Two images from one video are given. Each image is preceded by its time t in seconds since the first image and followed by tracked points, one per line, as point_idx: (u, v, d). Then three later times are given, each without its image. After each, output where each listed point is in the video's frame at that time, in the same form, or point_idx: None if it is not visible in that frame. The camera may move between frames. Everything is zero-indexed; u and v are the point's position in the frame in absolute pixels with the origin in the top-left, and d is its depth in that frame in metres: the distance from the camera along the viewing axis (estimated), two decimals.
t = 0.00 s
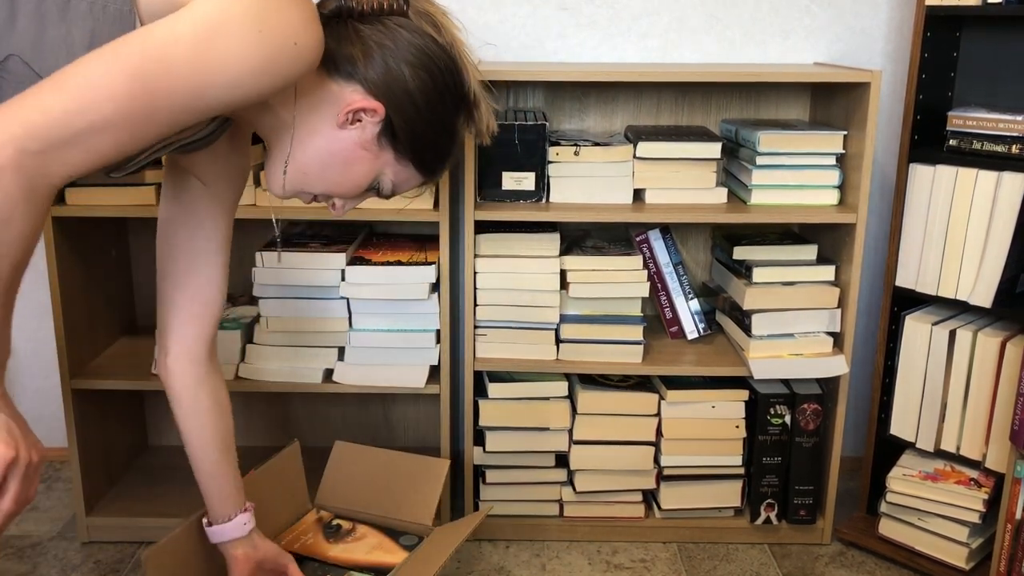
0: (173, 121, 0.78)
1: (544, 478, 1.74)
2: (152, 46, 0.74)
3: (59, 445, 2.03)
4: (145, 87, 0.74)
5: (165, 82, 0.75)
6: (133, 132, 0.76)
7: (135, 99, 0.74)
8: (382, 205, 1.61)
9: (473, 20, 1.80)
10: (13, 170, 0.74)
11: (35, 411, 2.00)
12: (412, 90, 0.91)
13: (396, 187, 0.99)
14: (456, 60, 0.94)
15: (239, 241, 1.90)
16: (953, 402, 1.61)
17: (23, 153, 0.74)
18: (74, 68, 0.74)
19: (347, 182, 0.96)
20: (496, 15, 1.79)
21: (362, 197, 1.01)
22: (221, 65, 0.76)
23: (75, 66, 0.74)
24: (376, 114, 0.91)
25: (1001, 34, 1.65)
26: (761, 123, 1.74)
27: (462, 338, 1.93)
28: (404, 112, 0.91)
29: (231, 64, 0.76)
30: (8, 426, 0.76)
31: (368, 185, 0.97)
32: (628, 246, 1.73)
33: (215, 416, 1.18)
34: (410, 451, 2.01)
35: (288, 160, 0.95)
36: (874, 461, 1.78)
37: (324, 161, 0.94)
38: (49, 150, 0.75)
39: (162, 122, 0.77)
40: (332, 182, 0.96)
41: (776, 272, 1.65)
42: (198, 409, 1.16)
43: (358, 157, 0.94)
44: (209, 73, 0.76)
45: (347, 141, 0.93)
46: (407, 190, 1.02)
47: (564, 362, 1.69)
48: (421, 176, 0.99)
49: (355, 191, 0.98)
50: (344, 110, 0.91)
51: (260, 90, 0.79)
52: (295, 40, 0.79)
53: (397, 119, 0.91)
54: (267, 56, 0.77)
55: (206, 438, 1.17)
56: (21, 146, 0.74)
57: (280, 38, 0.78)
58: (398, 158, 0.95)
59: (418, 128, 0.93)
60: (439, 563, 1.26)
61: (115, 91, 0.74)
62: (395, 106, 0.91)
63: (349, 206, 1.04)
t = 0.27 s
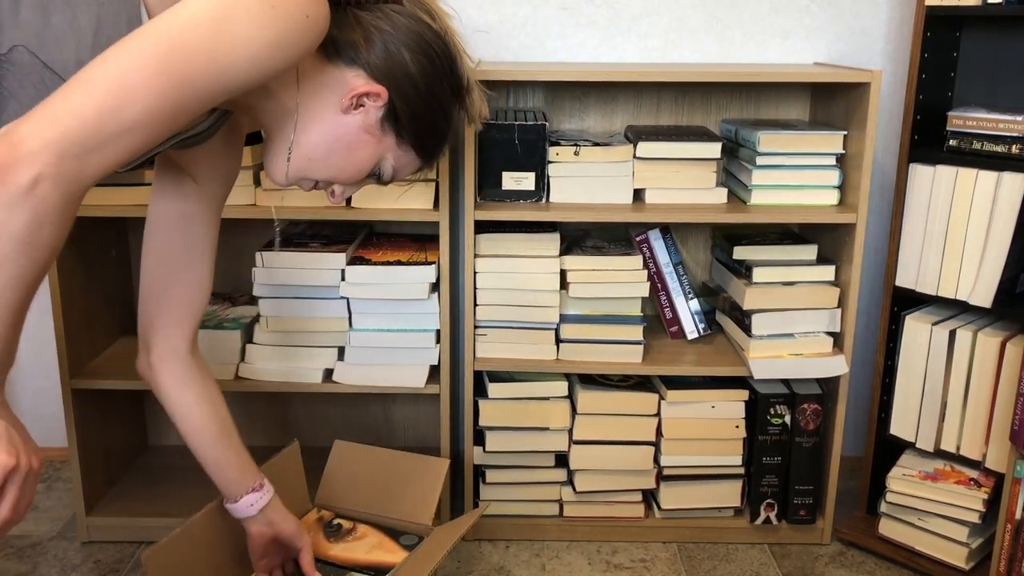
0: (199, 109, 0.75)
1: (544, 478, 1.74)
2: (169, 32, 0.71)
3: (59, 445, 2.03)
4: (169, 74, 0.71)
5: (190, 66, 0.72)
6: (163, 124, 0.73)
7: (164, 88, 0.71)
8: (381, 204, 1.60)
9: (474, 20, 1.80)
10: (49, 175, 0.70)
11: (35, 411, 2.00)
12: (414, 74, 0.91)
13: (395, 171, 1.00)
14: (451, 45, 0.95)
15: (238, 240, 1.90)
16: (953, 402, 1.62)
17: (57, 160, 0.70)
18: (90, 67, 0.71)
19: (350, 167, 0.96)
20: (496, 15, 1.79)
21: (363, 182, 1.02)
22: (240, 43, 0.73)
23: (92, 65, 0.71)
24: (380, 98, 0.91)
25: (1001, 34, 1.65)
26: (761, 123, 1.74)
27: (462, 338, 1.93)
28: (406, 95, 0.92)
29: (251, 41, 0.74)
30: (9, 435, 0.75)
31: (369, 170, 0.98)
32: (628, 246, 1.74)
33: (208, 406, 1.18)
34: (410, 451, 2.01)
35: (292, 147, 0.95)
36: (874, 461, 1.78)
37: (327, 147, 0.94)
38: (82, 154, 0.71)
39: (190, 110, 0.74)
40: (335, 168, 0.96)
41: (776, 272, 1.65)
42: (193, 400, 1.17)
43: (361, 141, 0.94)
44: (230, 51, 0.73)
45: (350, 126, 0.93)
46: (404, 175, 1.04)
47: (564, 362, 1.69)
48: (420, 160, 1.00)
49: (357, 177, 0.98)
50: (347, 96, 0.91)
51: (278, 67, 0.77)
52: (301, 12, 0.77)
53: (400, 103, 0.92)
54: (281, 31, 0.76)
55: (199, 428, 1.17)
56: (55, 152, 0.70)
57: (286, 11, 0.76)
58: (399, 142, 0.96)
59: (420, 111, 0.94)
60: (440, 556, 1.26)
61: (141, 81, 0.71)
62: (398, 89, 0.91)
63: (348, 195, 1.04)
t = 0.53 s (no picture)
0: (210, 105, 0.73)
1: (544, 478, 1.74)
2: (178, 27, 0.69)
3: (59, 445, 2.03)
4: (182, 70, 0.69)
5: (202, 61, 0.69)
6: (177, 122, 0.71)
7: (178, 85, 0.69)
8: (381, 204, 1.60)
9: (474, 20, 1.80)
10: (66, 177, 0.68)
11: (35, 410, 2.00)
12: (412, 65, 0.90)
13: (394, 159, 0.99)
14: (449, 34, 0.94)
15: (238, 240, 1.90)
16: (953, 402, 1.61)
17: (73, 162, 0.68)
18: (101, 66, 0.68)
19: (350, 158, 0.96)
20: (496, 15, 1.79)
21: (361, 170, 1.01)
22: (249, 35, 0.71)
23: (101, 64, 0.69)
24: (380, 92, 0.90)
25: (1002, 34, 1.65)
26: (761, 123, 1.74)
27: (462, 338, 1.93)
28: (405, 88, 0.91)
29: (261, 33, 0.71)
30: (9, 436, 0.75)
31: (369, 161, 0.98)
32: (628, 246, 1.74)
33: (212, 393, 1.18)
34: (410, 451, 2.01)
35: (293, 141, 0.94)
36: (874, 461, 1.78)
37: (327, 139, 0.93)
38: (97, 155, 0.69)
39: (201, 106, 0.72)
40: (336, 159, 0.95)
41: (776, 272, 1.65)
42: (194, 388, 1.17)
43: (362, 136, 0.94)
44: (240, 45, 0.71)
45: (349, 119, 0.92)
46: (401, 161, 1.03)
47: (564, 362, 1.69)
48: (417, 148, 1.00)
49: (357, 168, 0.98)
50: (350, 93, 0.90)
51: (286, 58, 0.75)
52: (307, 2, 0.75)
53: (401, 97, 0.91)
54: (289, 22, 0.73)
55: (203, 418, 1.17)
56: (72, 155, 0.68)
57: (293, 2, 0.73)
58: (399, 133, 0.95)
59: (419, 101, 0.93)
60: (441, 553, 1.27)
61: (154, 78, 0.68)
62: (397, 82, 0.90)
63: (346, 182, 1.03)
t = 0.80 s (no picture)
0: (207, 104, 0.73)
1: (544, 478, 1.74)
2: (177, 23, 0.68)
3: (58, 445, 2.03)
4: (182, 67, 0.69)
5: (203, 58, 0.69)
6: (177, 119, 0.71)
7: (177, 82, 0.69)
8: (381, 204, 1.60)
9: (474, 20, 1.79)
10: (69, 176, 0.68)
11: (35, 410, 2.00)
12: (409, 68, 0.90)
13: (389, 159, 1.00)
14: (448, 38, 0.94)
15: (238, 240, 1.89)
16: (953, 402, 1.61)
17: (75, 161, 0.68)
18: (102, 64, 0.68)
19: (347, 159, 0.96)
20: (496, 15, 1.79)
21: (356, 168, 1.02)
22: (247, 30, 0.71)
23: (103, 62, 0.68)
24: (378, 97, 0.90)
25: (1002, 34, 1.65)
26: (761, 123, 1.74)
27: (462, 339, 1.93)
28: (402, 92, 0.91)
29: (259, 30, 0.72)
30: (9, 437, 0.74)
31: (364, 161, 0.98)
32: (628, 246, 1.74)
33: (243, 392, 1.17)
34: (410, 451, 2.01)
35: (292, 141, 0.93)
36: (875, 462, 1.78)
37: (325, 141, 0.93)
38: (99, 153, 0.69)
39: (201, 103, 0.72)
40: (333, 160, 0.96)
41: (776, 272, 1.65)
42: (224, 386, 1.15)
43: (359, 138, 0.94)
44: (238, 41, 0.71)
45: (348, 122, 0.92)
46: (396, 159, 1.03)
47: (564, 362, 1.69)
48: (412, 149, 1.00)
49: (352, 167, 0.99)
50: (349, 96, 0.90)
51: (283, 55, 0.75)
52: None
53: (398, 102, 0.91)
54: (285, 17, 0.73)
55: (227, 414, 1.15)
56: (74, 153, 0.68)
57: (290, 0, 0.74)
58: (394, 136, 0.95)
59: (415, 106, 0.93)
60: (443, 548, 1.28)
61: (156, 75, 0.68)
62: (394, 86, 0.90)
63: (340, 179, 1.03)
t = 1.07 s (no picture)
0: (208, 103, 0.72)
1: (544, 478, 1.74)
2: (177, 24, 0.68)
3: (58, 446, 2.03)
4: (181, 68, 0.68)
5: (201, 59, 0.69)
6: (177, 119, 0.70)
7: (177, 84, 0.68)
8: (381, 204, 1.60)
9: (473, 20, 1.79)
10: (69, 176, 0.68)
11: (35, 411, 2.00)
12: (404, 81, 0.88)
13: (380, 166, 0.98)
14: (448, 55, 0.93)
15: (238, 241, 1.89)
16: (953, 403, 1.61)
17: (74, 162, 0.68)
18: (102, 66, 0.68)
19: (337, 165, 0.95)
20: (496, 15, 1.79)
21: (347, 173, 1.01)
22: (248, 32, 0.70)
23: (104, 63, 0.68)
24: (371, 111, 0.89)
25: (1002, 34, 1.65)
26: (761, 124, 1.74)
27: (462, 339, 1.93)
28: (395, 106, 0.89)
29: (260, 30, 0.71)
30: (7, 440, 0.74)
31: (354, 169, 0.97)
32: (628, 246, 1.74)
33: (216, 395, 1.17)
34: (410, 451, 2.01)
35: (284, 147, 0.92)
36: (874, 462, 1.78)
37: (316, 148, 0.92)
38: (99, 154, 0.69)
39: (202, 104, 0.71)
40: (322, 167, 0.94)
41: (776, 272, 1.65)
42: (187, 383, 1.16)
43: (350, 150, 0.93)
44: (237, 41, 0.70)
45: (341, 131, 0.91)
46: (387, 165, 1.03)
47: (564, 363, 1.69)
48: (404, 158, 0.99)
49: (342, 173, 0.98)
50: (344, 111, 0.89)
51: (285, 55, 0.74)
52: None
53: (391, 118, 0.90)
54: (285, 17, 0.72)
55: (203, 410, 1.16)
56: (73, 154, 0.68)
57: None
58: (386, 145, 0.94)
59: (407, 120, 0.92)
60: (444, 545, 1.29)
61: (154, 76, 0.68)
62: (387, 98, 0.88)
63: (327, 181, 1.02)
